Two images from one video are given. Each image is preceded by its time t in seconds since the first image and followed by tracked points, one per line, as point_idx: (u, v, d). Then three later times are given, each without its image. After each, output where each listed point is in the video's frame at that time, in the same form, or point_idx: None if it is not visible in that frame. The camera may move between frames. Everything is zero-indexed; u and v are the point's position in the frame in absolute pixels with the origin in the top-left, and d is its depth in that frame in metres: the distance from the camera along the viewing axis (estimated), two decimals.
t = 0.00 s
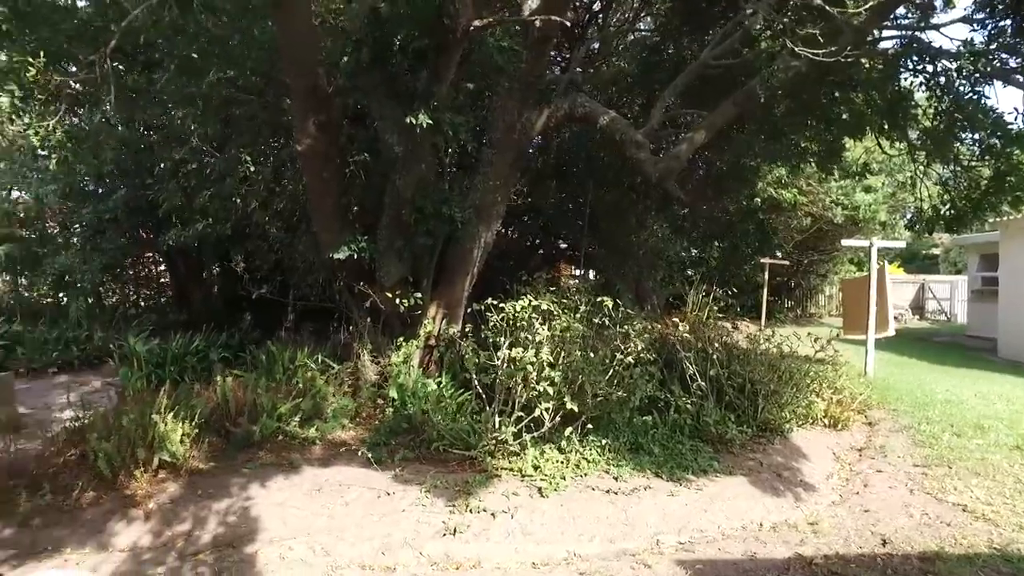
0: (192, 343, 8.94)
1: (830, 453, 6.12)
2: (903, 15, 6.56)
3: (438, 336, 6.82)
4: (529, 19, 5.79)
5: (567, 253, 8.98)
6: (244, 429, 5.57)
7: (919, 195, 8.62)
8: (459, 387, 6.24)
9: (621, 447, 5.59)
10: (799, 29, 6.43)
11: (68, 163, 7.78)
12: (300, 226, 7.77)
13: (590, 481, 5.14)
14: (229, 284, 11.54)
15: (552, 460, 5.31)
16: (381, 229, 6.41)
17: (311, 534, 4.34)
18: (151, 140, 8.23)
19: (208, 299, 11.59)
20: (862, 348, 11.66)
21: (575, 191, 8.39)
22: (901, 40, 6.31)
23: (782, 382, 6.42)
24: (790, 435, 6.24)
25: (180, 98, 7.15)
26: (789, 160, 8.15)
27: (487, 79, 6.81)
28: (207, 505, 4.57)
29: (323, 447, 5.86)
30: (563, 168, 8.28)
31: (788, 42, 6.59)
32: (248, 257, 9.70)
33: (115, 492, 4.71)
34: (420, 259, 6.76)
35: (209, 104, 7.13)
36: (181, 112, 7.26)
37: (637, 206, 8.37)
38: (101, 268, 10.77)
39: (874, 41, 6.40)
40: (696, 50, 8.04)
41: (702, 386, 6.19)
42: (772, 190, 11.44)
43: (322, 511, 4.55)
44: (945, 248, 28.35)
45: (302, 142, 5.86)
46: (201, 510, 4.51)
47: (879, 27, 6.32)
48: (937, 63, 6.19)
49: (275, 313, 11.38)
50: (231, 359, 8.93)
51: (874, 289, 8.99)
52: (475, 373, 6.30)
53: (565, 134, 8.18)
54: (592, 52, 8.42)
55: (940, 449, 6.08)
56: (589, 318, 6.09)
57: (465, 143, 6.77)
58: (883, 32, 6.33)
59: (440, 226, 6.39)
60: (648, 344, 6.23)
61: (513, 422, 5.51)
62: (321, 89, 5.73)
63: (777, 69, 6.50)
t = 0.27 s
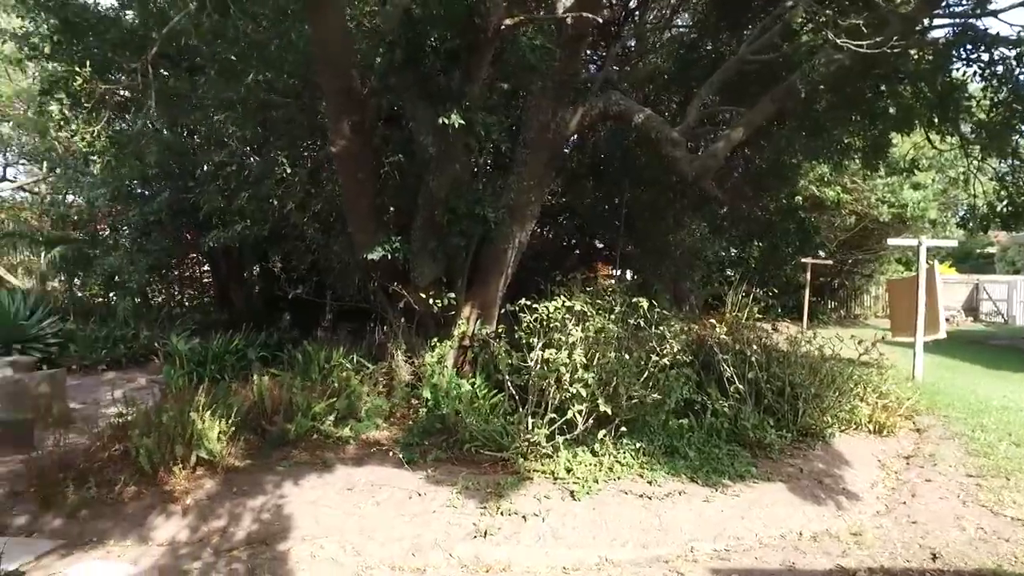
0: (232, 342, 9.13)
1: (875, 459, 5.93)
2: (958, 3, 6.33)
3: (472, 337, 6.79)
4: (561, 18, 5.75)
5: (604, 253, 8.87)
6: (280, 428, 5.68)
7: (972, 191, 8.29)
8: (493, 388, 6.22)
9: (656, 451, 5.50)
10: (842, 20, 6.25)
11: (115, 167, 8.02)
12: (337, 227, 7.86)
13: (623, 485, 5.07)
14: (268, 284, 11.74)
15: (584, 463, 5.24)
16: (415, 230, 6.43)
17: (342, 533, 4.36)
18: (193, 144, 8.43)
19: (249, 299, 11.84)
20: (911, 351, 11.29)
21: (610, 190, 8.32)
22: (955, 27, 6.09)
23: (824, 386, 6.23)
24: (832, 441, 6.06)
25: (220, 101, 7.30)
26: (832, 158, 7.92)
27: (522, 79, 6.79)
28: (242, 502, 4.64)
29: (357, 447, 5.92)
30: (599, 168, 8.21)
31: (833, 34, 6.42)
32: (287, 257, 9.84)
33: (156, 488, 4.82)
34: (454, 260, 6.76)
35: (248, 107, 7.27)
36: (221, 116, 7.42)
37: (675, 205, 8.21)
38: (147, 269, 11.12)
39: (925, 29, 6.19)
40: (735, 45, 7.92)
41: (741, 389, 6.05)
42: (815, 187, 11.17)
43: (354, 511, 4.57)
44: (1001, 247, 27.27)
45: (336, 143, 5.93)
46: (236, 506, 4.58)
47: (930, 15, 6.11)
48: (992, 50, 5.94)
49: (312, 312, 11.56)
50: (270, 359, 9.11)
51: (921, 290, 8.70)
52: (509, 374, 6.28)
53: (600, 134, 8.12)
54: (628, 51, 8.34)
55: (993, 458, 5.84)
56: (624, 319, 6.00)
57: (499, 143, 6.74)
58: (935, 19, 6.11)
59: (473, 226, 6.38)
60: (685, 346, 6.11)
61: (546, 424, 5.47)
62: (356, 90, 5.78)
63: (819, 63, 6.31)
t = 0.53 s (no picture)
0: (269, 342, 9.26)
1: (922, 467, 5.73)
2: None
3: (505, 338, 6.75)
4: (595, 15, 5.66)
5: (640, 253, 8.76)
6: (314, 427, 5.73)
7: None
8: (526, 389, 6.17)
9: (692, 455, 5.38)
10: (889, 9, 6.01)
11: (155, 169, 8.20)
12: (371, 228, 7.90)
13: (658, 491, 4.97)
14: (304, 285, 11.84)
15: (618, 467, 5.15)
16: (447, 230, 6.42)
17: (373, 534, 4.35)
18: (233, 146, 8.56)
19: (286, 299, 12.02)
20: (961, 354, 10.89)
21: (645, 189, 8.23)
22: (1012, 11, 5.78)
23: (869, 390, 6.03)
24: (877, 447, 5.87)
25: (257, 104, 7.41)
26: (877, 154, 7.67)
27: (555, 77, 6.73)
28: (274, 501, 4.66)
29: (389, 447, 5.93)
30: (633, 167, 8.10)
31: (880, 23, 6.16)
32: (323, 257, 9.93)
33: (191, 485, 4.88)
34: (487, 259, 6.72)
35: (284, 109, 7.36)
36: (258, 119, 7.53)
37: (713, 205, 8.09)
38: (188, 269, 11.40)
39: (980, 15, 5.90)
40: (773, 39, 7.81)
41: (781, 392, 5.89)
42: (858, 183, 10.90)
43: (385, 512, 4.56)
44: None
45: (369, 144, 5.95)
46: (269, 505, 4.60)
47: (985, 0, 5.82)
48: None
49: (347, 312, 11.70)
50: (306, 358, 9.21)
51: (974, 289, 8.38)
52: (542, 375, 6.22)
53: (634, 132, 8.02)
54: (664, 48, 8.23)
55: None
56: (660, 320, 5.88)
57: (532, 142, 6.69)
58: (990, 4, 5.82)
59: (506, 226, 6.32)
60: (723, 347, 5.97)
61: (579, 427, 5.39)
62: (388, 91, 5.79)
63: (863, 54, 6.08)
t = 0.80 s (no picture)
0: (301, 342, 9.32)
1: (972, 477, 5.48)
2: None
3: (536, 339, 6.66)
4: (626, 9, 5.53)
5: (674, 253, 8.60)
6: (341, 429, 5.70)
7: None
8: (556, 392, 6.08)
9: (727, 461, 5.23)
10: None
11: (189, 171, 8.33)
12: (401, 228, 7.90)
13: (692, 498, 4.83)
14: (337, 285, 12.13)
15: (651, 472, 5.03)
16: (477, 230, 6.35)
17: (399, 538, 4.30)
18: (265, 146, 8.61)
19: (318, 299, 12.17)
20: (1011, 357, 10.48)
21: (676, 189, 8.13)
22: None
23: (915, 396, 5.81)
24: (923, 456, 5.64)
25: (288, 106, 7.46)
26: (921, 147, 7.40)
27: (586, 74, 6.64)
28: (302, 502, 4.64)
29: (418, 449, 5.90)
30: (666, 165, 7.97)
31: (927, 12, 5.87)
32: (354, 258, 9.97)
33: (220, 485, 4.89)
34: (517, 259, 6.65)
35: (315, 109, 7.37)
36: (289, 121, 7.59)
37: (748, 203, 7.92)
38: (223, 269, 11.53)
39: None
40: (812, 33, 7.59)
41: (820, 397, 5.70)
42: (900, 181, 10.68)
43: (412, 516, 4.51)
44: None
45: (398, 143, 5.92)
46: (297, 507, 4.58)
47: None
48: None
49: (378, 312, 11.96)
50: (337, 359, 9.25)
51: None
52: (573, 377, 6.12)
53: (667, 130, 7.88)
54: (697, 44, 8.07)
55: None
56: (693, 321, 5.74)
57: (563, 141, 6.60)
58: None
59: (536, 225, 6.23)
60: (759, 350, 5.81)
61: (610, 431, 5.29)
62: (416, 90, 5.76)
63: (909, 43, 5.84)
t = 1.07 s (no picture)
0: (332, 342, 9.34)
1: None
2: None
3: (567, 341, 6.55)
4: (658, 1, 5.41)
5: (709, 252, 8.40)
6: (369, 430, 5.65)
7: None
8: (588, 395, 5.97)
9: (765, 469, 5.05)
10: None
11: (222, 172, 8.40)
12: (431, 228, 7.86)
13: (728, 507, 4.66)
14: (369, 286, 12.34)
15: (684, 479, 4.89)
16: (507, 230, 6.27)
17: (426, 544, 4.22)
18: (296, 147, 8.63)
19: (350, 299, 12.29)
20: None
21: (712, 187, 7.93)
22: None
23: (965, 403, 5.58)
24: (976, 467, 5.39)
25: (319, 107, 7.47)
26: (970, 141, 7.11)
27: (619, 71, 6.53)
28: (328, 506, 4.59)
29: (446, 451, 5.83)
30: (700, 164, 7.80)
31: None
32: (385, 258, 9.97)
33: (248, 486, 4.87)
34: (548, 259, 6.56)
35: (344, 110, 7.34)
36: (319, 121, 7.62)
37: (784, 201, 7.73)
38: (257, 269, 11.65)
39: None
40: (853, 25, 7.35)
41: (863, 403, 5.50)
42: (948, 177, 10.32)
43: (439, 522, 4.43)
44: None
45: (427, 143, 5.87)
46: (323, 510, 4.54)
47: None
48: None
49: (408, 312, 12.12)
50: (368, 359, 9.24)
51: None
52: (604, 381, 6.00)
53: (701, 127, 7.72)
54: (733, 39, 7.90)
55: None
56: (730, 323, 5.57)
57: (594, 139, 6.48)
58: None
59: (567, 224, 6.13)
60: (798, 353, 5.63)
61: (643, 436, 5.17)
62: (444, 88, 5.70)
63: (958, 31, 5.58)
